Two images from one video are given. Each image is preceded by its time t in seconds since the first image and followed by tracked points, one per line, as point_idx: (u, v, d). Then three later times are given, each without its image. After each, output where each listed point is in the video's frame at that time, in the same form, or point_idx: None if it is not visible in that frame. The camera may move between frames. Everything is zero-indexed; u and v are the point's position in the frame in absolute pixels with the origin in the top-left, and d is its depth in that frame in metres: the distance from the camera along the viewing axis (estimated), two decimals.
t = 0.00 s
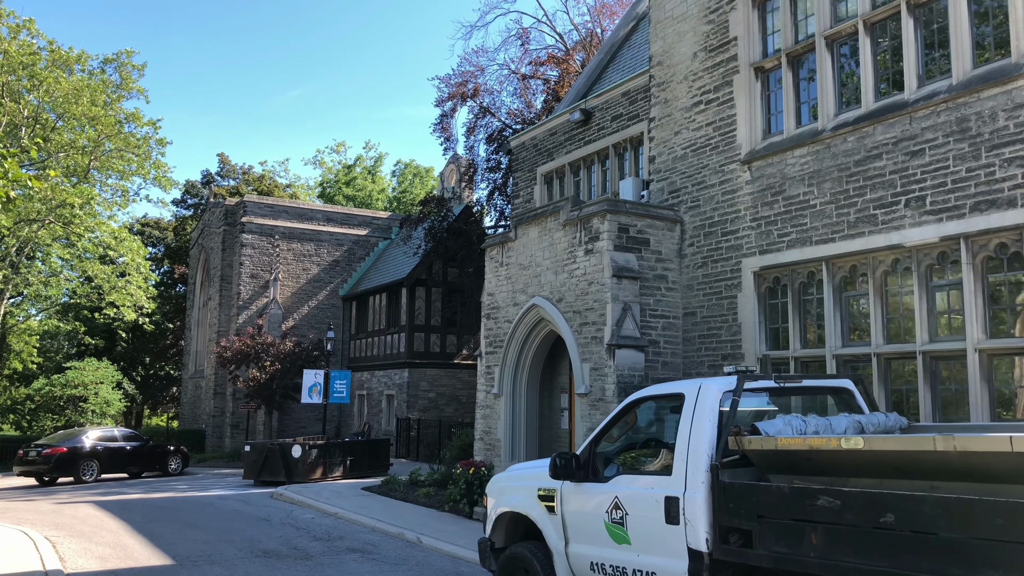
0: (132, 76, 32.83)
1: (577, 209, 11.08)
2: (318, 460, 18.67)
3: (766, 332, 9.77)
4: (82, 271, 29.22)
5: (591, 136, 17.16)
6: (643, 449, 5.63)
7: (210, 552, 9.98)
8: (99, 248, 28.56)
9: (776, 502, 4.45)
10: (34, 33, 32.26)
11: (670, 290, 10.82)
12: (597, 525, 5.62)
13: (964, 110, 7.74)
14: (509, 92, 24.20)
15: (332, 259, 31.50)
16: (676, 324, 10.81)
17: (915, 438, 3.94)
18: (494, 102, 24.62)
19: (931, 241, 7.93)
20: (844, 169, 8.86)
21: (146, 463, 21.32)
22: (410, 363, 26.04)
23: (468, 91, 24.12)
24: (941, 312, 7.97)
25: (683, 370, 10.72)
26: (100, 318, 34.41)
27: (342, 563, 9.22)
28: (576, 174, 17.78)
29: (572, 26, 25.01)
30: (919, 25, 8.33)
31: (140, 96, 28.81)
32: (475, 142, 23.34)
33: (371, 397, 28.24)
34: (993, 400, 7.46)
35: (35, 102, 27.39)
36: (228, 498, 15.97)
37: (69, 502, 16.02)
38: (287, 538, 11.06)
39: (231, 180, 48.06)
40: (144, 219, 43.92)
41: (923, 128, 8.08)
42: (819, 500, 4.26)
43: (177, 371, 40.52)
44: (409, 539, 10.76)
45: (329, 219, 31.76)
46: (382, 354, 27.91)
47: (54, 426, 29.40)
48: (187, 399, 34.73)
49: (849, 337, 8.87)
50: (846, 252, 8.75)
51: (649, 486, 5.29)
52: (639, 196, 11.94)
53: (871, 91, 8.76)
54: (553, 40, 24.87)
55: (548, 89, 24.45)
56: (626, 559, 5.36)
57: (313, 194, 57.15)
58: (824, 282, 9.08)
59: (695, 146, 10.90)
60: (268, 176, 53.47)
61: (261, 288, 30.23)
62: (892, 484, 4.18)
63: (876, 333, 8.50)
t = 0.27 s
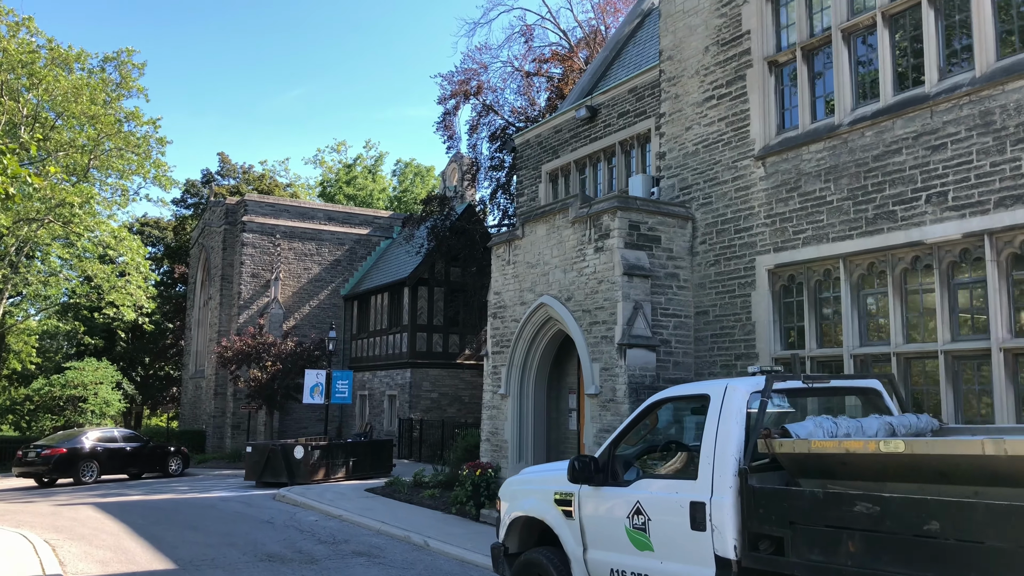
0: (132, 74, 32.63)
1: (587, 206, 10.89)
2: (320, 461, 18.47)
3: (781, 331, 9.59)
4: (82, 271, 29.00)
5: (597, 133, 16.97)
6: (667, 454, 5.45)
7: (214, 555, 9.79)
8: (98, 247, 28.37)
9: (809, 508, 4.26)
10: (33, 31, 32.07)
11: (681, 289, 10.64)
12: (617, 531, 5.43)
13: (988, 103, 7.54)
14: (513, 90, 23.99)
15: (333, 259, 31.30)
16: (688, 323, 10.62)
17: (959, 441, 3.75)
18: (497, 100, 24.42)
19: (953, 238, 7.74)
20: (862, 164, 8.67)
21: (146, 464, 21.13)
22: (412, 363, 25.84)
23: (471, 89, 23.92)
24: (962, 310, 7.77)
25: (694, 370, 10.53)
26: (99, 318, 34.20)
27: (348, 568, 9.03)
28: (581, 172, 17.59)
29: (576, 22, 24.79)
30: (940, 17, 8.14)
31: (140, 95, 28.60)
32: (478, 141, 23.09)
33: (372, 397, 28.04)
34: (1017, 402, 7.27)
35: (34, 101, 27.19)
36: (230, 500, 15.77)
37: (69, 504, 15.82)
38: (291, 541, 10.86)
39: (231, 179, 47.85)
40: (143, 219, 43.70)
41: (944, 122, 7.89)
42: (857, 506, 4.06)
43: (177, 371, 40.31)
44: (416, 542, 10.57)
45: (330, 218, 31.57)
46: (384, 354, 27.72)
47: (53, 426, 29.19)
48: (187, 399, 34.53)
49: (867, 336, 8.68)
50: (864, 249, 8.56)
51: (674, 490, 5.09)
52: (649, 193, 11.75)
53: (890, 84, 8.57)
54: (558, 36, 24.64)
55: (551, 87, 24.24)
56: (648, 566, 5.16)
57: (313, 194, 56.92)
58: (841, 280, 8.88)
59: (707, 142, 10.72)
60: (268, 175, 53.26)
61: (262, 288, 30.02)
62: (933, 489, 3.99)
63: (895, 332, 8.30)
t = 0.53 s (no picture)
0: (132, 72, 32.38)
1: (598, 200, 10.66)
2: (323, 461, 18.23)
3: (799, 327, 9.37)
4: (81, 270, 28.72)
5: (604, 128, 16.74)
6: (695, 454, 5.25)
7: (217, 558, 9.56)
8: (98, 245, 28.11)
9: (852, 511, 4.03)
10: (32, 28, 31.80)
11: (695, 284, 10.41)
12: (642, 534, 5.19)
13: (1017, 92, 7.31)
14: (517, 86, 23.76)
15: (334, 257, 31.06)
16: (702, 320, 10.40)
17: (1018, 441, 3.52)
18: (500, 96, 24.19)
19: (980, 232, 7.51)
20: (884, 156, 8.44)
21: (147, 464, 20.89)
22: (415, 361, 25.60)
23: (475, 85, 23.69)
24: (990, 305, 7.53)
25: (709, 368, 10.30)
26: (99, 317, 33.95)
27: (356, 571, 8.80)
28: (587, 167, 17.35)
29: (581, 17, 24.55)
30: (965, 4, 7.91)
31: (139, 92, 28.35)
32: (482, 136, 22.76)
33: (375, 396, 27.82)
34: None
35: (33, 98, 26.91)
36: (232, 500, 15.54)
37: (68, 504, 15.59)
38: (296, 543, 10.63)
39: (231, 178, 47.58)
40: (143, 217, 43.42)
41: (971, 112, 7.65)
42: (905, 509, 3.83)
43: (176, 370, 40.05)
44: (424, 543, 10.35)
45: (332, 215, 31.32)
46: (386, 353, 27.49)
47: (52, 426, 28.93)
48: (187, 398, 34.28)
49: (888, 333, 8.44)
50: (886, 244, 8.33)
51: (704, 492, 4.85)
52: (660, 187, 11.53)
53: (913, 73, 8.34)
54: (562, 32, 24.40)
55: (556, 82, 23.99)
56: (676, 571, 4.92)
57: (314, 192, 56.65)
58: (862, 275, 8.65)
59: (721, 134, 10.50)
60: (268, 173, 52.99)
61: (263, 286, 29.79)
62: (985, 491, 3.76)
63: (919, 328, 8.06)
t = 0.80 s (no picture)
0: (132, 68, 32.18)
1: (610, 193, 10.45)
2: (327, 460, 18.03)
3: (816, 323, 9.17)
4: (82, 267, 28.44)
5: (611, 123, 16.53)
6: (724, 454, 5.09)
7: (222, 558, 9.35)
8: (98, 243, 27.88)
9: (896, 512, 3.83)
10: (32, 24, 31.57)
11: (709, 279, 10.22)
12: (668, 536, 5.00)
13: None
14: (521, 81, 23.58)
15: (336, 254, 30.86)
16: (716, 316, 10.20)
17: None
18: (504, 92, 24.00)
19: (1008, 224, 7.30)
20: (906, 147, 8.23)
21: (148, 462, 20.68)
22: (418, 359, 25.39)
23: (478, 80, 23.48)
24: (1018, 300, 7.32)
25: (723, 365, 10.10)
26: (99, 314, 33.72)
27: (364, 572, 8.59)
28: (594, 162, 17.14)
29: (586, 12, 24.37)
30: None
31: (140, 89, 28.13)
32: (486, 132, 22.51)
33: (377, 394, 27.62)
34: None
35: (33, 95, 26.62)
36: (235, 500, 15.34)
37: (69, 504, 15.39)
38: (302, 543, 10.42)
39: (231, 175, 47.34)
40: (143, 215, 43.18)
41: (998, 101, 7.44)
42: (955, 512, 3.62)
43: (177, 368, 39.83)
44: (433, 544, 10.15)
45: (334, 213, 31.12)
46: (389, 351, 27.29)
47: (53, 424, 28.69)
48: (188, 396, 34.07)
49: (910, 328, 8.23)
50: (908, 237, 8.12)
51: (735, 492, 4.65)
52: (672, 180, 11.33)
53: (935, 63, 8.13)
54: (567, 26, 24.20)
55: (560, 77, 23.81)
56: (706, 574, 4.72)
57: (314, 190, 56.42)
58: (882, 269, 8.43)
59: (735, 126, 10.30)
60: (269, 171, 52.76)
61: (264, 283, 29.58)
62: None
63: (942, 324, 7.85)
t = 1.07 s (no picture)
0: (132, 65, 31.93)
1: (621, 188, 10.21)
2: (330, 459, 17.79)
3: (835, 321, 8.96)
4: (81, 265, 28.12)
5: (618, 118, 16.30)
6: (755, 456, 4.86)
7: (225, 562, 9.12)
8: (97, 241, 27.63)
9: (948, 521, 3.60)
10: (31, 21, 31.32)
11: (724, 276, 9.98)
12: (696, 544, 4.77)
13: None
14: (525, 76, 23.34)
15: (338, 252, 30.63)
16: (731, 314, 9.96)
17: None
18: (508, 87, 23.75)
19: None
20: (930, 141, 7.99)
21: (148, 462, 20.47)
22: (420, 357, 25.15)
23: (482, 75, 23.22)
24: None
25: (738, 364, 9.86)
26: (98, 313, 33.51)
27: None
28: (601, 158, 16.91)
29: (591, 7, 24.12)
30: None
31: (140, 86, 27.89)
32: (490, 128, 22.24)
33: (379, 392, 27.39)
34: None
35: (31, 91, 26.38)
36: (238, 500, 15.12)
37: (69, 504, 15.16)
38: (307, 546, 10.19)
39: (231, 173, 47.10)
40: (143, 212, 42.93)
41: None
42: (1012, 522, 3.39)
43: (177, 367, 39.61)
44: (441, 547, 9.92)
45: (336, 210, 30.87)
46: (391, 349, 27.07)
47: (52, 423, 28.46)
48: (189, 395, 33.84)
49: (933, 326, 7.99)
50: (932, 232, 7.89)
51: (770, 497, 4.41)
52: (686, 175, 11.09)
53: (960, 53, 7.89)
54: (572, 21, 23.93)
55: (564, 73, 23.56)
56: None
57: (314, 188, 56.17)
58: (904, 265, 8.19)
59: (750, 120, 10.08)
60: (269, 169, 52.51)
61: (266, 281, 29.35)
62: None
63: (968, 323, 7.61)
